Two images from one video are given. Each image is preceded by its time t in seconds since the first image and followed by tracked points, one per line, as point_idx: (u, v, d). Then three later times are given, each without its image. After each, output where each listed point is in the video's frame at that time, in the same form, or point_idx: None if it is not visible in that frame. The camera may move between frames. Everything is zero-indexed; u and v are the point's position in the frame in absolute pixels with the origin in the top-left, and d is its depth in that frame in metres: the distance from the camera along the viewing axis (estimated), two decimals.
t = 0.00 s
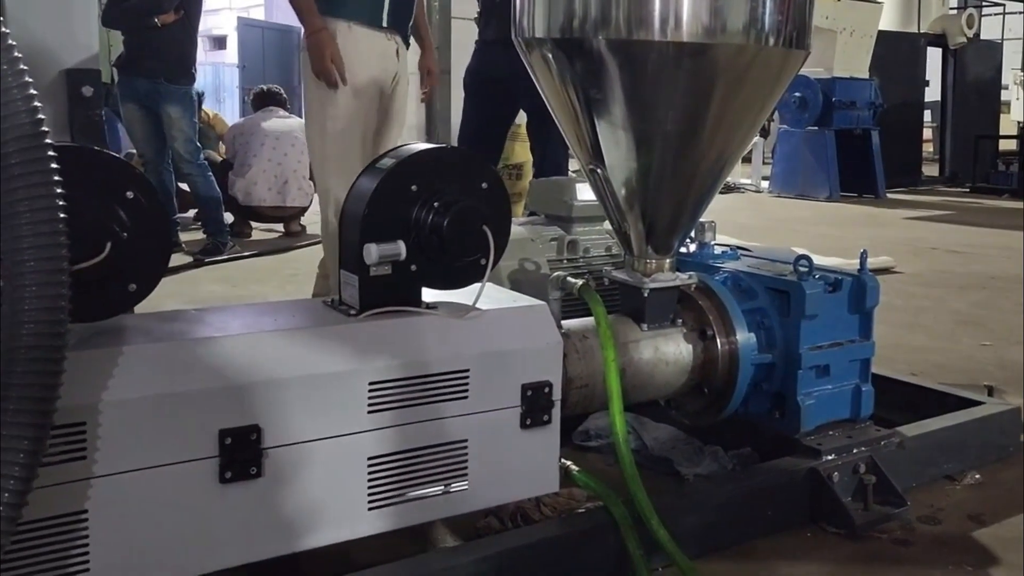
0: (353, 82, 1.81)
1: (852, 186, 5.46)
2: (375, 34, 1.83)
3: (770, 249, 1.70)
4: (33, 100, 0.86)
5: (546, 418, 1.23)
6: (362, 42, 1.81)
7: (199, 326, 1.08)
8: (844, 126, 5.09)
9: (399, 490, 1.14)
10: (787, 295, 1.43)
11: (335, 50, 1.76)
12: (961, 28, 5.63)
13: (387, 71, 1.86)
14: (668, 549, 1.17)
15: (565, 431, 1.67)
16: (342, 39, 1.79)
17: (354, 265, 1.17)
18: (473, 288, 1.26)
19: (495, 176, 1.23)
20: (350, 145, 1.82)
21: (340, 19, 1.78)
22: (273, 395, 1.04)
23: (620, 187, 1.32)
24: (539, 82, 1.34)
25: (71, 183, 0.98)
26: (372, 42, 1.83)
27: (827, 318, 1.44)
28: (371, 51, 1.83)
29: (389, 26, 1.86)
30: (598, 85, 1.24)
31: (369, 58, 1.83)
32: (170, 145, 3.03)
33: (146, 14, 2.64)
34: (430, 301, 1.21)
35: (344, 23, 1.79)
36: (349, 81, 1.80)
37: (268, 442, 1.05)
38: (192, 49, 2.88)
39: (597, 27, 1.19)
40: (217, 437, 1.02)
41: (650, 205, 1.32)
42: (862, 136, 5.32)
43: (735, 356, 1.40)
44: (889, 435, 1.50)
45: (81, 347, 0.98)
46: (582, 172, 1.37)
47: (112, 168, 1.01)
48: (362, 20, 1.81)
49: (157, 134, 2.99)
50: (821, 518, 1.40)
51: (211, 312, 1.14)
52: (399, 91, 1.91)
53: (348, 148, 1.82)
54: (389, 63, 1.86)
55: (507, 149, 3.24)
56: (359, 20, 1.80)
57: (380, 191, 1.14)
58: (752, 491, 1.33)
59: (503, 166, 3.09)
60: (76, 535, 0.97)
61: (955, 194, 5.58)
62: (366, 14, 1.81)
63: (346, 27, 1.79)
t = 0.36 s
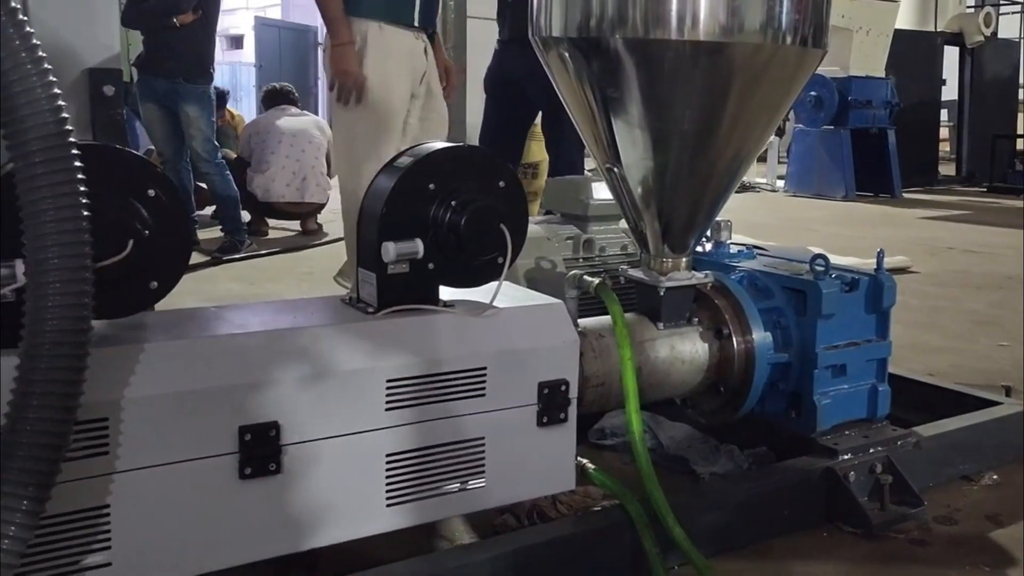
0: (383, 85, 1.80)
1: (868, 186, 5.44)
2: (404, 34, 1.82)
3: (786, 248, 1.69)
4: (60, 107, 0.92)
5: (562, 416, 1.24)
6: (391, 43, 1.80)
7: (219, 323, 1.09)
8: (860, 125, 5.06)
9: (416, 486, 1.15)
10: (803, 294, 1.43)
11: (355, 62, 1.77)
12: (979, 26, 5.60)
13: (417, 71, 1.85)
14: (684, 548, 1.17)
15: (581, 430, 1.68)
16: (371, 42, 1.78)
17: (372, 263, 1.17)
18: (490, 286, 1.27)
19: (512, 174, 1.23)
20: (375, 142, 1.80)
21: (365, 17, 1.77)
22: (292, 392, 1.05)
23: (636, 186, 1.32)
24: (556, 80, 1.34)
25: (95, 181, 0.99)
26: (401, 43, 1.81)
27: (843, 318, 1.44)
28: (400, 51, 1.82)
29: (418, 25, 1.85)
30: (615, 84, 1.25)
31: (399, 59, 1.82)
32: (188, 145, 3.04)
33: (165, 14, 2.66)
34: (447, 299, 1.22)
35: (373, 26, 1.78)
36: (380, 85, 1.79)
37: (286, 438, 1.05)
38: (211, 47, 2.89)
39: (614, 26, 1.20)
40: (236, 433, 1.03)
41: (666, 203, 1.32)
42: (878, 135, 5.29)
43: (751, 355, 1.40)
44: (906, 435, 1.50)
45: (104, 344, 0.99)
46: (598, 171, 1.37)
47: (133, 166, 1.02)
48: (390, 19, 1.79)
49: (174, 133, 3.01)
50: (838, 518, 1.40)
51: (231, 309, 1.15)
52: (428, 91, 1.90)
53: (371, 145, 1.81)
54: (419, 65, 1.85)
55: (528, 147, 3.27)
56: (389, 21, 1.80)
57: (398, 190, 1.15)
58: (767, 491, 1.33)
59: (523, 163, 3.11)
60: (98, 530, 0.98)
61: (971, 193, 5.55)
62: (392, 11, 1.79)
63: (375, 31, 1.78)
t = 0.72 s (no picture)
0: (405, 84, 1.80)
1: (886, 185, 5.41)
2: (425, 34, 1.83)
3: (805, 246, 1.69)
4: (85, 105, 0.93)
5: (580, 414, 1.24)
6: (412, 43, 1.81)
7: (240, 320, 1.10)
8: (878, 124, 5.06)
9: (434, 484, 1.15)
10: (822, 293, 1.43)
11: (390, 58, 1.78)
12: (1000, 25, 5.56)
13: (437, 69, 1.87)
14: (702, 547, 1.17)
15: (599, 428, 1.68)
16: (392, 40, 1.80)
17: (391, 261, 1.18)
18: (509, 284, 1.27)
19: (531, 173, 1.23)
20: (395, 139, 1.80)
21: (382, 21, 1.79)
22: (312, 389, 1.05)
23: (655, 184, 1.32)
24: (575, 78, 1.35)
25: (118, 178, 1.00)
26: (421, 42, 1.82)
27: (862, 318, 1.43)
28: (422, 51, 1.83)
29: (438, 25, 1.86)
30: (633, 82, 1.25)
31: (421, 58, 1.83)
32: (207, 143, 3.09)
33: (185, 13, 2.67)
34: (466, 297, 1.22)
35: (393, 26, 1.80)
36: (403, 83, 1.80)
37: (305, 435, 1.06)
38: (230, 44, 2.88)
39: (632, 24, 1.20)
40: (256, 429, 1.03)
41: (684, 202, 1.32)
42: (896, 134, 5.26)
43: (769, 354, 1.39)
44: (925, 435, 1.49)
45: (126, 339, 1.00)
46: (616, 170, 1.37)
47: (155, 163, 1.02)
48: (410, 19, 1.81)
49: (194, 132, 3.03)
50: (857, 518, 1.39)
51: (251, 306, 1.16)
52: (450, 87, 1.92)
53: (392, 144, 1.80)
54: (439, 61, 1.87)
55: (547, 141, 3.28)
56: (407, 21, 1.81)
57: (417, 187, 1.15)
58: (785, 491, 1.33)
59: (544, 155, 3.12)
60: (120, 525, 0.98)
61: (991, 193, 5.51)
62: (410, 10, 1.80)
63: (394, 30, 1.79)
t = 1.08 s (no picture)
0: (433, 89, 1.80)
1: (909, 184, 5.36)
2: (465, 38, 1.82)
3: (830, 244, 1.68)
4: (117, 101, 0.95)
5: (606, 410, 1.24)
6: (449, 46, 1.80)
7: (269, 314, 1.10)
8: (902, 122, 5.00)
9: (460, 479, 1.16)
10: (847, 291, 1.42)
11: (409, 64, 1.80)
12: None
13: (476, 73, 1.85)
14: (728, 545, 1.17)
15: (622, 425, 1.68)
16: (429, 44, 1.80)
17: (417, 257, 1.18)
18: (534, 281, 1.27)
19: (557, 170, 1.23)
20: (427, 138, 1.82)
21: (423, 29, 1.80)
22: (340, 383, 1.06)
23: (680, 181, 1.32)
24: (600, 75, 1.35)
25: (150, 174, 1.01)
26: (459, 46, 1.81)
27: (888, 317, 1.42)
28: (459, 55, 1.82)
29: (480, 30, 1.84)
30: (658, 79, 1.25)
31: (457, 63, 1.81)
32: (232, 139, 3.09)
33: (208, 11, 2.67)
34: (492, 294, 1.22)
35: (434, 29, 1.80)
36: (430, 87, 1.80)
37: (334, 429, 1.07)
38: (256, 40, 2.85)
39: (658, 21, 1.20)
40: (285, 423, 1.04)
41: (709, 199, 1.31)
42: (920, 133, 5.22)
43: (794, 352, 1.39)
44: (951, 434, 1.48)
45: (157, 333, 1.01)
46: (642, 167, 1.38)
47: (185, 159, 1.03)
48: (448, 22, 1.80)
49: (219, 129, 3.01)
50: (882, 517, 1.39)
51: (279, 301, 1.16)
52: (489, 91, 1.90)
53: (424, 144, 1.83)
54: (479, 65, 1.85)
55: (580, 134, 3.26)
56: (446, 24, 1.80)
57: (443, 183, 1.15)
58: (810, 489, 1.33)
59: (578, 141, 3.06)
60: (152, 516, 0.99)
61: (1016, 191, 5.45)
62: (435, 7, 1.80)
63: (434, 34, 1.80)
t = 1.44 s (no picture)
0: (528, 86, 1.89)
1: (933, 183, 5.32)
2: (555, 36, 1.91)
3: (853, 244, 1.67)
4: (147, 99, 0.96)
5: (629, 408, 1.24)
6: (542, 44, 1.89)
7: (295, 311, 1.11)
8: (926, 121, 4.96)
9: (483, 476, 1.16)
10: (871, 291, 1.41)
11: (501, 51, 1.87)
12: None
13: (571, 69, 1.94)
14: (751, 545, 1.17)
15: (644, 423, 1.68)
16: (522, 41, 1.87)
17: (442, 254, 1.19)
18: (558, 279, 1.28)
19: (581, 168, 1.24)
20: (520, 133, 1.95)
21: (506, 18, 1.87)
22: (365, 379, 1.07)
23: (704, 180, 1.32)
24: (624, 73, 1.35)
25: (179, 171, 1.02)
26: (552, 44, 1.89)
27: (913, 316, 1.42)
28: (551, 51, 1.90)
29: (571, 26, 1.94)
30: (682, 77, 1.24)
31: (551, 61, 1.90)
32: (257, 138, 3.04)
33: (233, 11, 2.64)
34: (516, 292, 1.23)
35: (525, 26, 1.88)
36: (524, 81, 1.88)
37: (359, 425, 1.07)
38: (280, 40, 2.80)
39: (682, 19, 1.20)
40: (311, 418, 1.05)
41: (733, 198, 1.31)
42: (944, 132, 5.17)
43: (818, 352, 1.39)
44: (976, 435, 1.47)
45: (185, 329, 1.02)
46: (667, 165, 1.38)
47: (213, 156, 1.04)
48: (538, 20, 1.89)
49: (244, 127, 2.98)
50: (905, 518, 1.38)
51: (305, 297, 1.17)
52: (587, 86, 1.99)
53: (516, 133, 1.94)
54: (575, 62, 1.94)
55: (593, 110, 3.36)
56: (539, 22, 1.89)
57: (468, 181, 1.16)
58: (834, 489, 1.32)
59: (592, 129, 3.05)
60: (179, 511, 1.00)
61: None
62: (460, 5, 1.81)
63: (527, 32, 1.86)
